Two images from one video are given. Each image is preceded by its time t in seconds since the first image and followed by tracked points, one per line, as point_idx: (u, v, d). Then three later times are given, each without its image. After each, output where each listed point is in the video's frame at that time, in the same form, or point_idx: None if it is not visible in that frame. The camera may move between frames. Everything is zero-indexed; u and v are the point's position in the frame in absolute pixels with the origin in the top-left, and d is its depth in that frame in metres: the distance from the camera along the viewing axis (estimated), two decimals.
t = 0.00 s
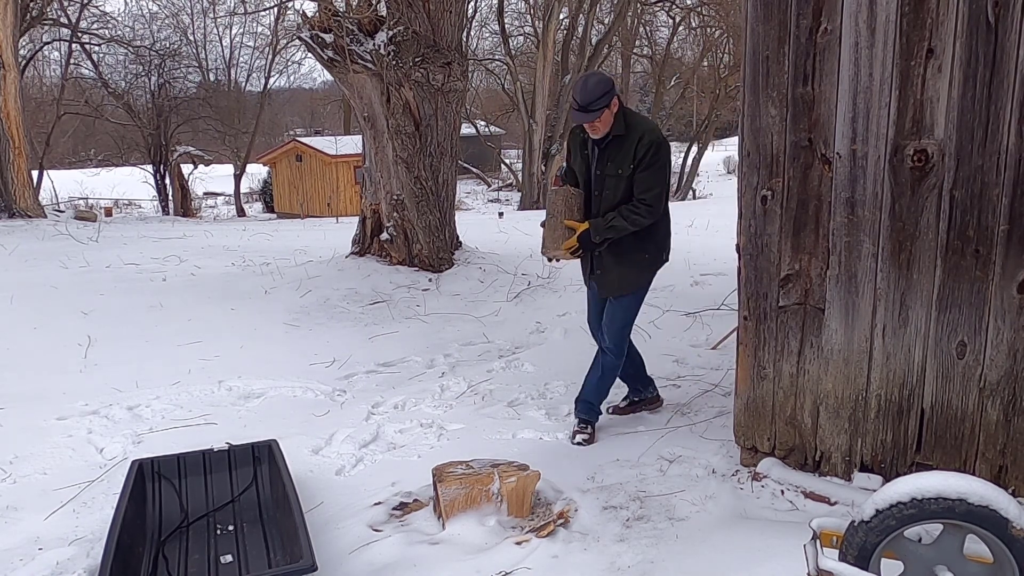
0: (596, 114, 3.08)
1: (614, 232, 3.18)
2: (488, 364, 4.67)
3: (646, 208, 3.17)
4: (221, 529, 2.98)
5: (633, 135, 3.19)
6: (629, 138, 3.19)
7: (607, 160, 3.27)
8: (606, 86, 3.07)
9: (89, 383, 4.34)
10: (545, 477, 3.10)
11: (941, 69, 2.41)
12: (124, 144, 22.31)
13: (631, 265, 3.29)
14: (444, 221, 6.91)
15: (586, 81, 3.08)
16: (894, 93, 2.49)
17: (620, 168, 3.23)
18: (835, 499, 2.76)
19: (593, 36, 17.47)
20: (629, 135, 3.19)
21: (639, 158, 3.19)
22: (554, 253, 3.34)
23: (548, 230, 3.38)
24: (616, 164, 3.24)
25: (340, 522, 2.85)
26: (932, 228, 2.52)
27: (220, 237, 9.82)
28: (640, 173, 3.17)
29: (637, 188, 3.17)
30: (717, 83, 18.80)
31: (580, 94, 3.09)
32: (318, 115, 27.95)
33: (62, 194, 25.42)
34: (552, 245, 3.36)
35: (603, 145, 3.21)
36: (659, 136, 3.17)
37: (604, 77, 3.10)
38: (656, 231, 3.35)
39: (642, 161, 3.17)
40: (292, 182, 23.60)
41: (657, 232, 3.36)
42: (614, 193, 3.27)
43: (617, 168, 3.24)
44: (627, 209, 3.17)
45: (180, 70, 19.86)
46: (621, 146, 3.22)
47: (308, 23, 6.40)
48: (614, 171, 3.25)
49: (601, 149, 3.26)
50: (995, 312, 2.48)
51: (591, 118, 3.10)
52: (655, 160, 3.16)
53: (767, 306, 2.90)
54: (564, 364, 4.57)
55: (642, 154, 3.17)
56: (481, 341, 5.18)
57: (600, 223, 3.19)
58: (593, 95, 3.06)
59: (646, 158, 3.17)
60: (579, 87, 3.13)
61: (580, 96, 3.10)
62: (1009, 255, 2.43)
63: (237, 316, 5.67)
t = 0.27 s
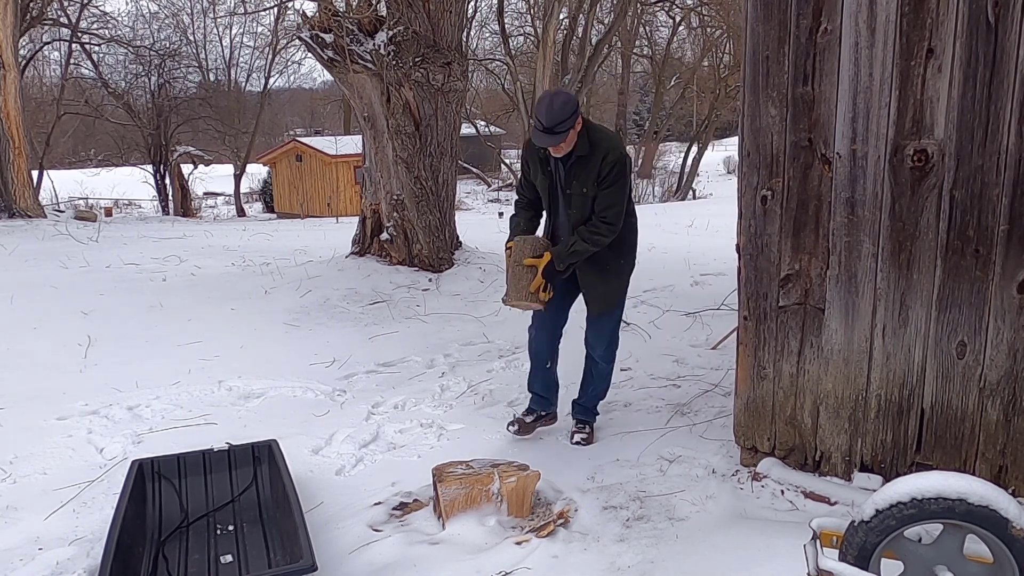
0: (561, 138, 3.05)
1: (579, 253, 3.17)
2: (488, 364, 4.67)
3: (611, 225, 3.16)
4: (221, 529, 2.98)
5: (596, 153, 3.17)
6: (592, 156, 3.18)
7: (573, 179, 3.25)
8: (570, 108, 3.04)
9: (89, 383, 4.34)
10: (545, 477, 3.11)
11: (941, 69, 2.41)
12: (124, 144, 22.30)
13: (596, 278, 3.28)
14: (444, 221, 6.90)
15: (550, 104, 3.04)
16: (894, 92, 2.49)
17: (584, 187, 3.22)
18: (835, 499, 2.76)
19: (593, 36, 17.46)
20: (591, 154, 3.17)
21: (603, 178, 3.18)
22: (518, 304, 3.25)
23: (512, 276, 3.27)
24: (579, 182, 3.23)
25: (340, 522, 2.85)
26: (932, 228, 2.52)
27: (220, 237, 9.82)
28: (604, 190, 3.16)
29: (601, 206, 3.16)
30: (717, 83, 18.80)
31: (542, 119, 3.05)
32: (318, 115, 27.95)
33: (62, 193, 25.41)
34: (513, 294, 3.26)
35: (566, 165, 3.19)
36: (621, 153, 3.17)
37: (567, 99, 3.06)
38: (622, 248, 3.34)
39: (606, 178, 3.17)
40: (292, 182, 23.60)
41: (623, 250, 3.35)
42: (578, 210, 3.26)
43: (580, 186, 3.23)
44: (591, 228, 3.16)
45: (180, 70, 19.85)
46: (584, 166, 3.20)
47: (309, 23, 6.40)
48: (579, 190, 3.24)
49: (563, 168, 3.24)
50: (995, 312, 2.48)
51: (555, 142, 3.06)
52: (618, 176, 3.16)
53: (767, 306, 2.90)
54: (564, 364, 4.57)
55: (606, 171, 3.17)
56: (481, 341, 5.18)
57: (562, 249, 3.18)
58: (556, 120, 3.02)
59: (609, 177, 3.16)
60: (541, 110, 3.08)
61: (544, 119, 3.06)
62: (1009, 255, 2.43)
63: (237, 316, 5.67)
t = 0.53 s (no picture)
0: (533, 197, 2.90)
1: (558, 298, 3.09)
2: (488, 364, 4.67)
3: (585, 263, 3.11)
4: (221, 529, 2.98)
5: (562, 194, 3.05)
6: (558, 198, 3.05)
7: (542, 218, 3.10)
8: (536, 163, 2.87)
9: (88, 383, 4.34)
10: (545, 477, 3.11)
11: (941, 69, 2.41)
12: (124, 144, 22.30)
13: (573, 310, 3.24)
14: (444, 221, 6.90)
15: (515, 162, 2.86)
16: (894, 92, 2.49)
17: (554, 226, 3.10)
18: (835, 499, 2.76)
19: (593, 36, 17.47)
20: (555, 197, 3.04)
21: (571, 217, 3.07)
22: (502, 377, 3.15)
23: (491, 348, 3.12)
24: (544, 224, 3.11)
25: (340, 522, 2.85)
26: (932, 228, 2.52)
27: (220, 237, 9.82)
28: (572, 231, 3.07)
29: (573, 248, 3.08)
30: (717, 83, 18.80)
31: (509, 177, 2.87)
32: (318, 115, 27.95)
33: (62, 193, 25.41)
34: (493, 367, 3.14)
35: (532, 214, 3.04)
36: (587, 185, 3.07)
37: (531, 152, 2.89)
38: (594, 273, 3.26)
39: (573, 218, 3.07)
40: (292, 182, 23.60)
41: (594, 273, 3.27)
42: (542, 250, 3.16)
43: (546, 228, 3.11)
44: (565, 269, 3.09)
45: (180, 70, 19.85)
46: (550, 209, 3.06)
47: (309, 23, 6.40)
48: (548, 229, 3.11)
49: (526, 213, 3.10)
50: (995, 312, 2.48)
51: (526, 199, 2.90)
52: (586, 215, 3.07)
53: (767, 306, 2.89)
54: (564, 364, 4.57)
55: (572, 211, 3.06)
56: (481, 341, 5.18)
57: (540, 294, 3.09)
58: (526, 178, 2.86)
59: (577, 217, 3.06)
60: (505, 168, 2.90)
61: (509, 178, 2.88)
62: (1009, 255, 2.43)
63: (237, 316, 5.66)
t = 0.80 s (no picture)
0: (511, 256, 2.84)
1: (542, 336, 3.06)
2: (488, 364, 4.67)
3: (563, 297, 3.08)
4: (221, 529, 2.98)
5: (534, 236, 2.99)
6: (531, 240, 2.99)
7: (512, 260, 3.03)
8: (511, 223, 2.80)
9: (88, 384, 4.34)
10: (545, 477, 3.11)
11: (941, 69, 2.41)
12: (124, 144, 22.30)
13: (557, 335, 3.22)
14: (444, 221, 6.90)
15: (491, 226, 2.78)
16: (894, 92, 2.49)
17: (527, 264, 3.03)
18: (835, 499, 2.76)
19: (593, 37, 17.47)
20: (528, 241, 2.97)
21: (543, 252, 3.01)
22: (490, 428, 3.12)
23: (477, 401, 3.08)
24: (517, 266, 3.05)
25: (340, 522, 2.85)
26: (932, 228, 2.52)
27: (220, 237, 9.82)
28: (549, 268, 3.02)
29: (551, 286, 3.03)
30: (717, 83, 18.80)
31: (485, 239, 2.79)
32: (318, 115, 27.96)
33: (62, 193, 25.41)
34: (480, 418, 3.10)
35: (508, 264, 2.95)
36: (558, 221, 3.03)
37: (504, 212, 2.80)
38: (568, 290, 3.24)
39: (548, 257, 3.02)
40: (292, 182, 23.60)
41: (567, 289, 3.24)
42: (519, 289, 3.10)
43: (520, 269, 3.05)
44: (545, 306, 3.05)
45: (180, 70, 19.86)
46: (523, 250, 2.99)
47: (309, 23, 6.40)
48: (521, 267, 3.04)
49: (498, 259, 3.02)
50: (995, 312, 2.48)
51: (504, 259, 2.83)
52: (560, 252, 3.03)
53: (767, 306, 2.90)
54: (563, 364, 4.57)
55: (547, 250, 3.01)
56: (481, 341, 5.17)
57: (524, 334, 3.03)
58: (503, 239, 2.79)
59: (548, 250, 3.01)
60: (479, 230, 2.80)
61: (485, 241, 2.80)
62: (1009, 255, 2.43)
63: (237, 316, 5.66)
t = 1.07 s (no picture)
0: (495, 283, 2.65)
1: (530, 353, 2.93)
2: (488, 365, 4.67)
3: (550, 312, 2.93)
4: (221, 529, 2.98)
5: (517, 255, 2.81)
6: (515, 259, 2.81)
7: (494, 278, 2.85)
8: (493, 250, 2.59)
9: (89, 383, 4.34)
10: (545, 477, 3.11)
11: (941, 69, 2.41)
12: (124, 144, 22.30)
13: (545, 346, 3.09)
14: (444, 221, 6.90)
15: (470, 254, 2.57)
16: (894, 92, 2.49)
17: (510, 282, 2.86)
18: (835, 499, 2.76)
19: (593, 37, 17.47)
20: (511, 261, 2.79)
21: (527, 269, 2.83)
22: (474, 474, 2.84)
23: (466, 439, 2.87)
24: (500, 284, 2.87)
25: (340, 522, 2.85)
26: (932, 228, 2.52)
27: (219, 237, 9.82)
28: (533, 286, 2.85)
29: (536, 303, 2.87)
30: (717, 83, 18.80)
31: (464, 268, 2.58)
32: (318, 115, 27.95)
33: (62, 193, 25.40)
34: (467, 461, 2.86)
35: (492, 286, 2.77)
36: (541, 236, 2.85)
37: (485, 239, 2.59)
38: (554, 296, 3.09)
39: (533, 274, 2.85)
40: (292, 182, 23.60)
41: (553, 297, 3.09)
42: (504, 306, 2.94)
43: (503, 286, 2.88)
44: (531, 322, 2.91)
45: (180, 70, 19.86)
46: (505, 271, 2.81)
47: (309, 23, 6.40)
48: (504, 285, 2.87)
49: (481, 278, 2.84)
50: (995, 312, 2.48)
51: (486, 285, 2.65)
52: (545, 267, 2.86)
53: (767, 306, 2.90)
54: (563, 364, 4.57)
55: (531, 268, 2.83)
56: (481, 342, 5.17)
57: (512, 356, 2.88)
58: (485, 268, 2.58)
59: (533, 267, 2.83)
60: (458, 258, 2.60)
61: (465, 269, 2.60)
62: (1009, 255, 2.43)
63: (237, 316, 5.66)
